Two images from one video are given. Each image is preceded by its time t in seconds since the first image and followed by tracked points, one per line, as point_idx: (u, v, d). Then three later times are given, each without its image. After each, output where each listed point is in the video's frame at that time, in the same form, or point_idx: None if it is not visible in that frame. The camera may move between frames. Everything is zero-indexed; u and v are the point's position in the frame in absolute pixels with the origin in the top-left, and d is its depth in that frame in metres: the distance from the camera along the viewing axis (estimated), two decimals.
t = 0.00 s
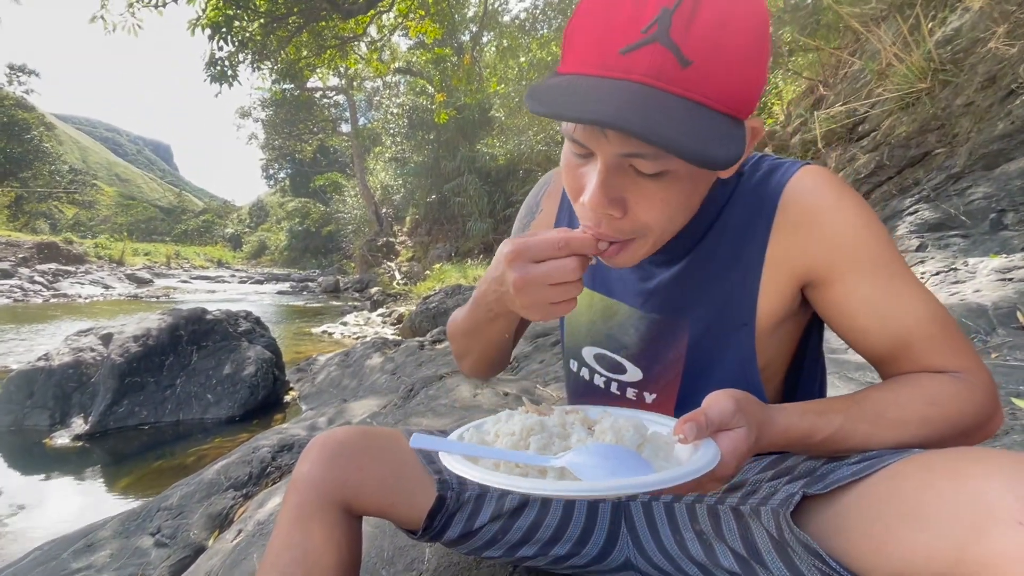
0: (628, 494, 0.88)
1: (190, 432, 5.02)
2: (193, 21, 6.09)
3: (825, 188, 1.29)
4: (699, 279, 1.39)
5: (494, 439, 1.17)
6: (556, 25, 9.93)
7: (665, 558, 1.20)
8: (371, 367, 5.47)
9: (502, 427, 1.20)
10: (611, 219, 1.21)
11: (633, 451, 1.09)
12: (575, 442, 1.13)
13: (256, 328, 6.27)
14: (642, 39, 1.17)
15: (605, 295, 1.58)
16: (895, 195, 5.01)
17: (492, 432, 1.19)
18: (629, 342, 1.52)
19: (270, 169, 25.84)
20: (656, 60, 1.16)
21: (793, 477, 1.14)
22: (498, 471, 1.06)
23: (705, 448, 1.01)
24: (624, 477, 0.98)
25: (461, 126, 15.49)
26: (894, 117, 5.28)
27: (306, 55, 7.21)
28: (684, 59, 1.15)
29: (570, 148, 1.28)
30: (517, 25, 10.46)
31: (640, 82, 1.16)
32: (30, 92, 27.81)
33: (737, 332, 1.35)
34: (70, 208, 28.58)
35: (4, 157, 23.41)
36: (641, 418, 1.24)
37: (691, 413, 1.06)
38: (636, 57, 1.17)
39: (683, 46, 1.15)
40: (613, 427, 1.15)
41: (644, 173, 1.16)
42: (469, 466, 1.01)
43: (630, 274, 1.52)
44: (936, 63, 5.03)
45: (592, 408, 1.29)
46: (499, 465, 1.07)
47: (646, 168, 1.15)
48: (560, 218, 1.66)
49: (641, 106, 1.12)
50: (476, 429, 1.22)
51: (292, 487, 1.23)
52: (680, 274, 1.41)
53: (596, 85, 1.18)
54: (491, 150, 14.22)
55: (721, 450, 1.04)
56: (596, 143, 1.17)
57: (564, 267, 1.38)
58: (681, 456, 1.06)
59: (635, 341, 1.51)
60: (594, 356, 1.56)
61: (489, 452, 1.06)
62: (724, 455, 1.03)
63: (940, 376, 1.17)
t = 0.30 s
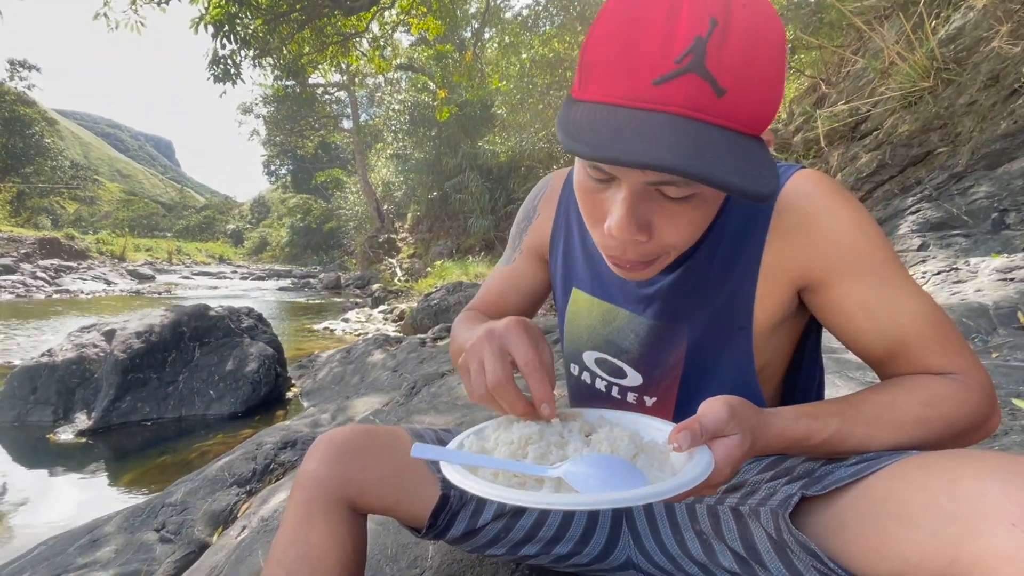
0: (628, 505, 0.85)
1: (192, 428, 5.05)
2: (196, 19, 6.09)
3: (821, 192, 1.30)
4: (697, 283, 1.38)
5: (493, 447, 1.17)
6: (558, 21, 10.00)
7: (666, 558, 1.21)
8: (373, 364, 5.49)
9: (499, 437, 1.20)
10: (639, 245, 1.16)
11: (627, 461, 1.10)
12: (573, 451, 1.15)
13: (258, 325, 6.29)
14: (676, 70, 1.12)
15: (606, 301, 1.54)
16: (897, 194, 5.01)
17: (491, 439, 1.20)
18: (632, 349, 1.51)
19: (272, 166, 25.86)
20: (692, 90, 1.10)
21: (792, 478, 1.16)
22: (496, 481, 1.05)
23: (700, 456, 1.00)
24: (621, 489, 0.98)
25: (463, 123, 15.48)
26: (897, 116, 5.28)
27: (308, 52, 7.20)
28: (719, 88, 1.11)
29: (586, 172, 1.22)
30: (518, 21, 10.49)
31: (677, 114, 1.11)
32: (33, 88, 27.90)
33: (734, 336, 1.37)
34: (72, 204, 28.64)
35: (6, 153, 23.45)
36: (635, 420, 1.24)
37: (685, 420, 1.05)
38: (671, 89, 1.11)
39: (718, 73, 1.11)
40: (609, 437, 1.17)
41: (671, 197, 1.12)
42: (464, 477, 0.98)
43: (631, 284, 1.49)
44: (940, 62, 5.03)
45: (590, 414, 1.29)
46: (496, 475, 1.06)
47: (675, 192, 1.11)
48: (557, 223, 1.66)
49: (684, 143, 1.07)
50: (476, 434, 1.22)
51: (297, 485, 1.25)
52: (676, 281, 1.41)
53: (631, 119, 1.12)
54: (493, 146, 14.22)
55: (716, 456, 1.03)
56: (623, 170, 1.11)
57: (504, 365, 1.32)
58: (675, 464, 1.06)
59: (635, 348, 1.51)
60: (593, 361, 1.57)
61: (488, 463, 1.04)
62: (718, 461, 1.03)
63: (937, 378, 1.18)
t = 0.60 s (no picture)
0: (668, 532, 0.86)
1: (194, 428, 5.05)
2: (199, 19, 6.10)
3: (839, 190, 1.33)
4: (722, 279, 1.39)
5: (517, 488, 1.14)
6: (559, 22, 10.09)
7: (680, 557, 1.21)
8: (374, 365, 5.50)
9: (526, 470, 1.17)
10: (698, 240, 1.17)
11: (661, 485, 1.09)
12: (603, 480, 1.13)
13: (260, 325, 6.30)
14: (753, 63, 1.10)
15: (625, 299, 1.54)
16: (899, 196, 5.01)
17: (514, 478, 1.16)
18: (652, 348, 1.51)
19: (272, 166, 25.87)
20: (771, 84, 1.10)
21: (808, 477, 1.21)
22: (528, 524, 1.03)
23: (725, 468, 1.01)
24: (657, 516, 0.97)
25: (464, 125, 15.41)
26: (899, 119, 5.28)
27: (309, 53, 7.22)
28: (793, 81, 1.11)
29: (634, 169, 1.20)
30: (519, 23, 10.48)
31: (755, 108, 1.10)
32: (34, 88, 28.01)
33: (753, 333, 1.38)
34: (71, 204, 28.67)
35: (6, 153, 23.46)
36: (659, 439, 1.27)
37: (706, 433, 1.06)
38: (749, 82, 1.09)
39: (792, 66, 1.11)
40: (635, 462, 1.16)
41: (731, 192, 1.13)
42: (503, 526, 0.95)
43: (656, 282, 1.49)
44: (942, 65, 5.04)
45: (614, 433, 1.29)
46: (529, 517, 1.04)
47: (737, 188, 1.12)
48: (573, 222, 1.68)
49: (774, 135, 1.07)
50: (496, 476, 1.17)
51: (311, 483, 1.26)
52: (703, 279, 1.40)
53: (709, 115, 1.09)
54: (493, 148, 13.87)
55: (740, 464, 1.04)
56: (688, 167, 1.10)
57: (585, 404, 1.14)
58: (704, 482, 1.06)
59: (656, 348, 1.50)
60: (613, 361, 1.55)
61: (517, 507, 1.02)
62: (744, 468, 1.04)
63: (951, 376, 1.19)
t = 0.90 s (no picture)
0: (705, 529, 0.84)
1: (199, 424, 5.06)
2: (201, 15, 6.10)
3: (863, 179, 1.35)
4: (746, 270, 1.42)
5: (543, 481, 1.10)
6: (562, 19, 9.52)
7: (695, 546, 1.22)
8: (378, 361, 5.51)
9: (550, 462, 1.13)
10: (743, 223, 1.16)
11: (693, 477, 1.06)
12: (633, 473, 1.10)
13: (263, 322, 6.31)
14: (823, 40, 1.11)
15: (647, 287, 1.56)
16: (905, 192, 5.00)
17: (538, 471, 1.12)
18: (678, 332, 1.51)
19: (274, 164, 25.89)
20: (840, 61, 1.12)
21: (824, 466, 1.21)
22: (560, 518, 1.00)
23: (754, 457, 1.01)
24: (694, 509, 0.96)
25: (466, 121, 15.16)
26: (904, 114, 5.24)
27: (311, 50, 7.22)
28: (856, 61, 1.14)
29: (683, 147, 1.19)
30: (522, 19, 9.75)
31: (822, 86, 1.12)
32: (37, 86, 28.06)
33: (774, 320, 1.41)
34: (75, 201, 28.73)
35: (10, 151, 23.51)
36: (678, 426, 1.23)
37: (733, 423, 1.07)
38: (819, 59, 1.11)
39: (857, 46, 1.14)
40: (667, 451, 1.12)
41: (781, 173, 1.14)
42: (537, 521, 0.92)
43: (678, 268, 1.51)
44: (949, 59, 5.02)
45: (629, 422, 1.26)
46: (557, 511, 1.01)
47: (788, 168, 1.13)
48: (591, 212, 1.69)
49: (842, 111, 1.09)
50: (519, 469, 1.13)
51: (324, 473, 1.26)
52: (726, 268, 1.43)
53: (780, 90, 1.10)
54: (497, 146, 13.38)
55: (768, 453, 1.06)
56: (746, 145, 1.10)
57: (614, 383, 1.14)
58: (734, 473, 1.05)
59: (681, 334, 1.50)
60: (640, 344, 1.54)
61: (546, 500, 0.99)
62: (773, 455, 1.05)
63: (968, 367, 1.21)
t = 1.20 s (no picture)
0: (713, 531, 0.84)
1: (200, 420, 5.07)
2: (201, 11, 6.08)
3: (864, 172, 1.36)
4: (750, 262, 1.43)
5: (547, 477, 1.09)
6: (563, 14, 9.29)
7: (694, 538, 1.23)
8: (379, 357, 5.51)
9: (555, 458, 1.12)
10: (755, 210, 1.17)
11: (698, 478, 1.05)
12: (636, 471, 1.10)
13: (264, 318, 6.32)
14: (838, 29, 1.11)
15: (651, 278, 1.56)
16: (907, 186, 4.98)
17: (542, 467, 1.11)
18: (681, 324, 1.52)
19: (274, 160, 25.87)
20: (856, 50, 1.11)
21: (825, 459, 1.21)
22: (566, 516, 0.99)
23: (760, 456, 1.02)
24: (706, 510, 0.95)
25: (466, 118, 15.30)
26: (906, 108, 5.22)
27: (312, 45, 7.21)
28: (870, 50, 1.14)
29: (696, 136, 1.19)
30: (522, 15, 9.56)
31: (837, 74, 1.11)
32: (37, 83, 28.02)
33: (776, 310, 1.42)
34: (76, 198, 28.72)
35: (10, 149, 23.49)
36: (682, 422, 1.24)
37: (738, 422, 1.07)
38: (835, 47, 1.11)
39: (872, 34, 1.13)
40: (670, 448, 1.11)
41: (792, 162, 1.15)
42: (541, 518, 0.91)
43: (681, 260, 1.51)
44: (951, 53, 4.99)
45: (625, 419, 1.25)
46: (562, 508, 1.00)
47: (800, 157, 1.14)
48: (596, 204, 1.69)
49: (857, 99, 1.09)
50: (522, 464, 1.12)
51: (325, 466, 1.26)
52: (730, 259, 1.43)
53: (795, 77, 1.09)
54: (497, 141, 13.38)
55: (772, 451, 1.06)
56: (761, 133, 1.10)
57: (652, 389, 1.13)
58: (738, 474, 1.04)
59: (685, 325, 1.51)
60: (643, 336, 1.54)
61: (552, 498, 0.97)
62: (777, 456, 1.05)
63: (967, 359, 1.22)
